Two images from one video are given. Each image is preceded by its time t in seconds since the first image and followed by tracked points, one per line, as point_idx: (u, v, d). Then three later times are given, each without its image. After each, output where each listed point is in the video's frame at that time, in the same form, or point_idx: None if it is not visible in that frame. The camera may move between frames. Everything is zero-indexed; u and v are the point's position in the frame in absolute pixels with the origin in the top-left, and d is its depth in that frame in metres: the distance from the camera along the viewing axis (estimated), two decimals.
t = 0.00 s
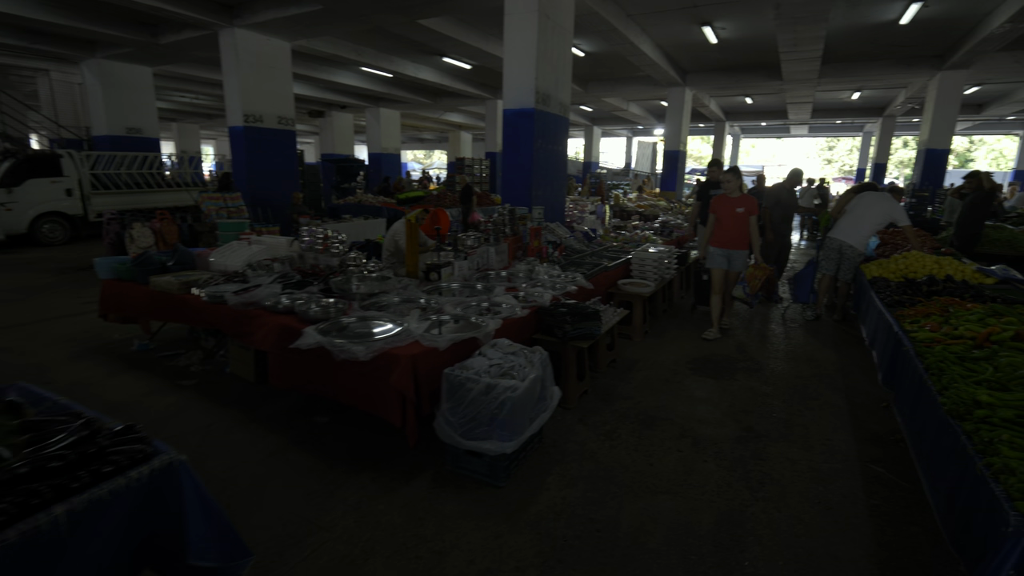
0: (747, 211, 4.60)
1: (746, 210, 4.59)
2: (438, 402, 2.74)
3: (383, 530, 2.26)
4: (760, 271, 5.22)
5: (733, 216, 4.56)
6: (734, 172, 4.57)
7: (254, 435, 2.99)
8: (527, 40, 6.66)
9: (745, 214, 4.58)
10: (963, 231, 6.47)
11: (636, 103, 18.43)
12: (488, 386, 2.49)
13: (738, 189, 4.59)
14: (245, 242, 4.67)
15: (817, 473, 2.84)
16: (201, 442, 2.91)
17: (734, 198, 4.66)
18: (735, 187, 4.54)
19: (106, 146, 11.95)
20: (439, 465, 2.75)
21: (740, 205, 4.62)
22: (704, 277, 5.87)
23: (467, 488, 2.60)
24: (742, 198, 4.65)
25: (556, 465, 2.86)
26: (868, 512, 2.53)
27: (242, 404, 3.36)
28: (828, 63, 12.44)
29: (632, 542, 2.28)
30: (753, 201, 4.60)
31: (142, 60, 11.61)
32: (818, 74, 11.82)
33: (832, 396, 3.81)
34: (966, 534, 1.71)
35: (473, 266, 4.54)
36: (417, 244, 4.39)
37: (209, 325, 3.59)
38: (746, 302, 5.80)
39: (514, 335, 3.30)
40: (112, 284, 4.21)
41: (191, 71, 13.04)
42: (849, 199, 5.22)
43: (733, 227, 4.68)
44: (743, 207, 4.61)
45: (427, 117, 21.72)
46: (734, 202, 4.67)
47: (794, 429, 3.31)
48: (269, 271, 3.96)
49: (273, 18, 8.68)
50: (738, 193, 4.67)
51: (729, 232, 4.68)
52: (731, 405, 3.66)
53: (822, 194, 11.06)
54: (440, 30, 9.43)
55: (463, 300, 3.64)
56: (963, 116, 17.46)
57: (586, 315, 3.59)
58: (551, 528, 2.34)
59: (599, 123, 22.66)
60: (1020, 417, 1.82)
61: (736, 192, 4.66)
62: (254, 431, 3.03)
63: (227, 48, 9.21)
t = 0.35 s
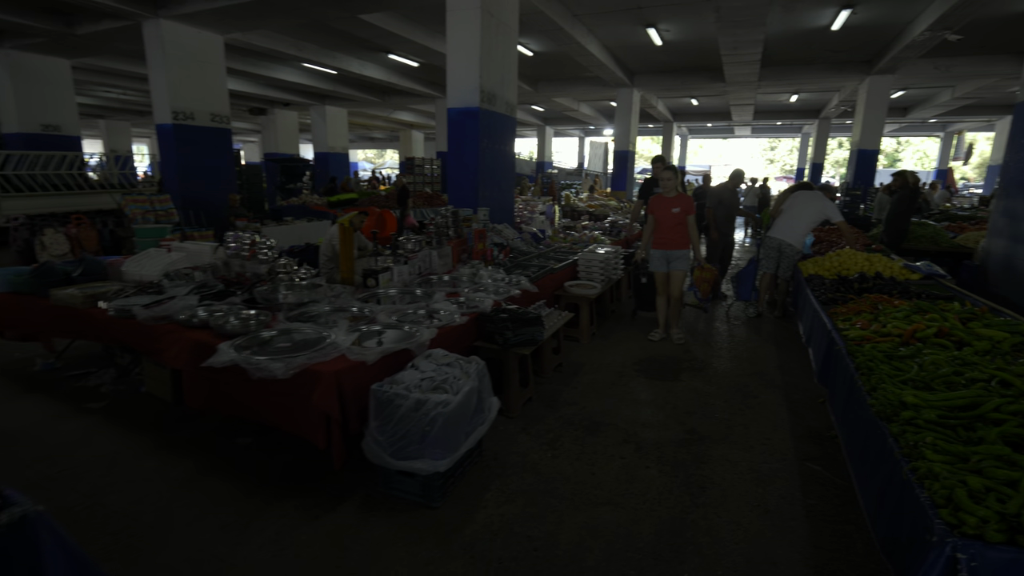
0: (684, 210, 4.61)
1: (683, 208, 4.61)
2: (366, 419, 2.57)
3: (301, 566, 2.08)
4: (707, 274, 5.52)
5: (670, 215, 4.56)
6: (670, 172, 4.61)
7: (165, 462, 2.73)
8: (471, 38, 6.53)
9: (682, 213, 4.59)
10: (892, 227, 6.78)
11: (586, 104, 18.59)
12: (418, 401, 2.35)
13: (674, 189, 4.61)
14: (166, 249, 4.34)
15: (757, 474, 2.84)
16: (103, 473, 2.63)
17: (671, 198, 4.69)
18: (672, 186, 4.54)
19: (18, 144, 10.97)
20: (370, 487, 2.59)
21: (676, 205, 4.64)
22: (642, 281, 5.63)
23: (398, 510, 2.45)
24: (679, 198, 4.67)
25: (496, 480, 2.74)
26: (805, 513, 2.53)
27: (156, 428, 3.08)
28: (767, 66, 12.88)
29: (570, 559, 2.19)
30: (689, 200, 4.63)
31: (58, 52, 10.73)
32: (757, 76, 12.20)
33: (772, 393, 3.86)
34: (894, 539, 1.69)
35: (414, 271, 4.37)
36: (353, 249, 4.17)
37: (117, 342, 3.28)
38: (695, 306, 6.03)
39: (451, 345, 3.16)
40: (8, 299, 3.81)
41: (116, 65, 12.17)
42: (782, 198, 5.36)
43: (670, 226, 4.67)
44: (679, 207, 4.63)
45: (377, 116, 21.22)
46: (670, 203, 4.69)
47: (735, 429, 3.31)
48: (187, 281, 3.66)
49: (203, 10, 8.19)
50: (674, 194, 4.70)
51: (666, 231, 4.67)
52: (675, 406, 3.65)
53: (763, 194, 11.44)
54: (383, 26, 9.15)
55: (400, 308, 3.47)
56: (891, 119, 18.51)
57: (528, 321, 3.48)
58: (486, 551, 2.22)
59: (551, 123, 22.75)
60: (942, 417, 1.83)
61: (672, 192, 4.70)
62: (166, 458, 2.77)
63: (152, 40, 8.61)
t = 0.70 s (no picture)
0: (631, 213, 4.23)
1: (629, 211, 4.22)
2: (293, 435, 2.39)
3: None
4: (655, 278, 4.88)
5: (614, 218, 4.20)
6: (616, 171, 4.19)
7: (64, 492, 2.45)
8: (414, 32, 6.34)
9: (628, 216, 4.23)
10: (828, 224, 7.05)
11: (539, 103, 18.62)
12: (347, 414, 2.19)
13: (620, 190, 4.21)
14: (75, 254, 3.96)
15: (703, 472, 2.81)
16: None
17: (617, 199, 4.29)
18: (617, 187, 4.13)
19: None
20: (299, 508, 2.40)
21: (623, 207, 4.26)
22: (588, 284, 5.42)
23: (328, 532, 2.27)
24: (627, 199, 4.28)
25: (436, 492, 2.60)
26: (749, 511, 2.52)
27: (58, 452, 2.77)
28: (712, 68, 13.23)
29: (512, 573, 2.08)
30: (636, 202, 4.23)
31: None
32: (702, 78, 12.51)
33: (717, 389, 3.89)
34: (831, 538, 1.67)
35: (354, 273, 4.17)
36: (286, 251, 3.92)
37: (12, 357, 2.94)
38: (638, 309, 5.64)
39: (389, 351, 2.99)
40: None
41: (30, 54, 11.21)
42: (721, 195, 5.45)
43: (614, 228, 4.33)
44: (626, 209, 4.25)
45: (324, 113, 20.56)
46: (617, 204, 4.30)
47: (682, 427, 3.29)
48: (97, 288, 3.34)
49: None
50: (621, 195, 4.30)
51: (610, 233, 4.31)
52: (623, 405, 3.61)
53: (710, 192, 11.74)
54: (325, 19, 8.81)
55: (336, 312, 3.29)
56: (826, 121, 19.46)
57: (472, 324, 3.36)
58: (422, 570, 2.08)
59: (504, 122, 22.70)
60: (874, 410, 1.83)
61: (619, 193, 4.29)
62: (65, 487, 2.48)
63: (68, 27, 7.93)
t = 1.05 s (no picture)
0: (590, 214, 4.06)
1: (588, 213, 4.05)
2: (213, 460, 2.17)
3: None
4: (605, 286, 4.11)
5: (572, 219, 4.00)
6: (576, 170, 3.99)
7: None
8: (356, 25, 6.09)
9: (587, 217, 4.03)
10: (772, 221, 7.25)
11: (491, 101, 18.48)
12: (272, 435, 2.01)
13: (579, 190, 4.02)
14: None
15: (654, 476, 2.76)
16: None
17: (576, 199, 4.10)
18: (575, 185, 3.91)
19: None
20: (221, 539, 2.19)
21: (582, 208, 4.07)
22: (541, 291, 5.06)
23: (255, 564, 2.07)
24: (585, 199, 4.10)
25: (377, 513, 2.44)
26: (701, 514, 2.47)
27: None
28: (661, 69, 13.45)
29: None
30: (595, 204, 4.07)
31: None
32: (651, 79, 12.71)
33: (668, 388, 3.87)
34: (781, 547, 1.62)
35: (291, 278, 3.92)
36: (214, 255, 3.64)
37: None
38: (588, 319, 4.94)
39: (324, 364, 2.80)
40: None
41: None
42: (668, 193, 5.50)
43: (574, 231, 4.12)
44: (585, 211, 4.07)
45: (268, 109, 19.72)
46: (575, 205, 4.12)
47: (634, 429, 3.24)
48: None
49: None
50: (580, 195, 4.12)
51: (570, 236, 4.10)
52: (575, 408, 3.53)
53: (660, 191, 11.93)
54: (263, 10, 8.37)
55: (268, 322, 3.06)
56: (768, 122, 20.24)
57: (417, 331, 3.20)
58: None
59: (457, 121, 22.44)
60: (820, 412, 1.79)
61: (577, 193, 4.12)
62: None
63: None
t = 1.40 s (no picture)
0: (543, 221, 3.75)
1: (542, 219, 3.74)
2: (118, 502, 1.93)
3: None
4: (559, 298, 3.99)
5: (528, 226, 3.66)
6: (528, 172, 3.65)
7: None
8: (294, 18, 5.79)
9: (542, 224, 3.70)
10: (721, 221, 7.39)
11: (444, 100, 18.21)
12: (187, 473, 1.79)
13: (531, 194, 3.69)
14: None
15: (610, 488, 2.68)
16: None
17: (528, 205, 3.75)
18: (528, 189, 3.58)
19: None
20: None
21: (534, 214, 3.75)
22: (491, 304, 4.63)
23: None
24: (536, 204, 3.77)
25: (314, 546, 2.24)
26: (657, 527, 2.40)
27: None
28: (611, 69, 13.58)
29: None
30: (547, 209, 3.78)
31: None
32: (602, 79, 12.81)
33: (624, 392, 3.81)
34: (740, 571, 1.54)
35: (221, 287, 3.64)
36: (130, 265, 3.33)
37: None
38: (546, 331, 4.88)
39: (250, 384, 2.58)
40: None
41: None
42: (617, 195, 5.49)
43: (528, 239, 3.75)
44: (538, 217, 3.75)
45: (207, 106, 18.72)
46: (526, 211, 3.76)
47: (590, 438, 3.15)
48: None
49: None
50: (530, 200, 3.78)
51: (525, 245, 3.73)
52: (530, 418, 3.42)
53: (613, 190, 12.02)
54: None
55: (191, 338, 2.81)
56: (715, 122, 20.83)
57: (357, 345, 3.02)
58: None
59: (409, 119, 22.01)
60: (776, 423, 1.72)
61: (528, 198, 3.77)
62: None
63: None
